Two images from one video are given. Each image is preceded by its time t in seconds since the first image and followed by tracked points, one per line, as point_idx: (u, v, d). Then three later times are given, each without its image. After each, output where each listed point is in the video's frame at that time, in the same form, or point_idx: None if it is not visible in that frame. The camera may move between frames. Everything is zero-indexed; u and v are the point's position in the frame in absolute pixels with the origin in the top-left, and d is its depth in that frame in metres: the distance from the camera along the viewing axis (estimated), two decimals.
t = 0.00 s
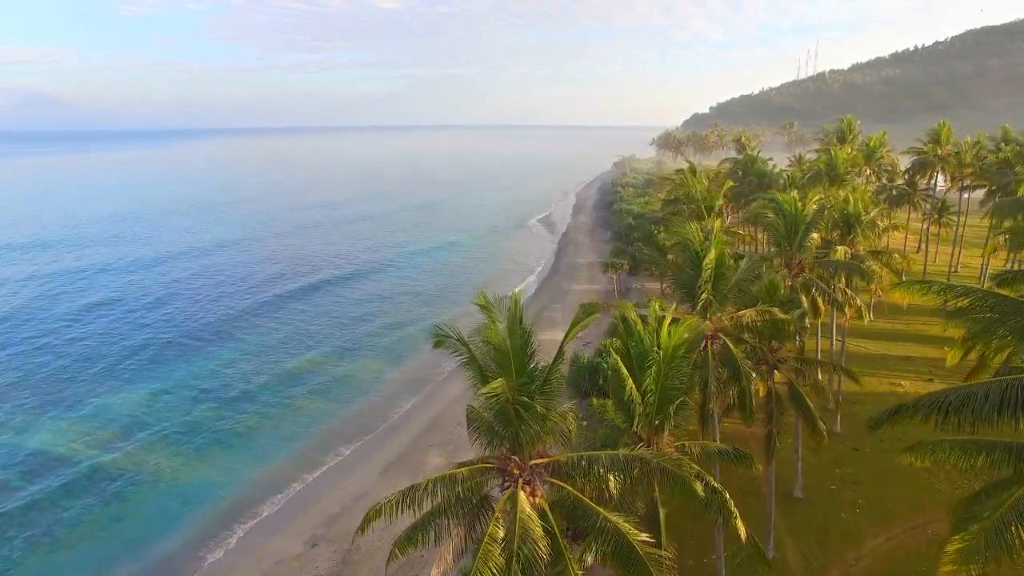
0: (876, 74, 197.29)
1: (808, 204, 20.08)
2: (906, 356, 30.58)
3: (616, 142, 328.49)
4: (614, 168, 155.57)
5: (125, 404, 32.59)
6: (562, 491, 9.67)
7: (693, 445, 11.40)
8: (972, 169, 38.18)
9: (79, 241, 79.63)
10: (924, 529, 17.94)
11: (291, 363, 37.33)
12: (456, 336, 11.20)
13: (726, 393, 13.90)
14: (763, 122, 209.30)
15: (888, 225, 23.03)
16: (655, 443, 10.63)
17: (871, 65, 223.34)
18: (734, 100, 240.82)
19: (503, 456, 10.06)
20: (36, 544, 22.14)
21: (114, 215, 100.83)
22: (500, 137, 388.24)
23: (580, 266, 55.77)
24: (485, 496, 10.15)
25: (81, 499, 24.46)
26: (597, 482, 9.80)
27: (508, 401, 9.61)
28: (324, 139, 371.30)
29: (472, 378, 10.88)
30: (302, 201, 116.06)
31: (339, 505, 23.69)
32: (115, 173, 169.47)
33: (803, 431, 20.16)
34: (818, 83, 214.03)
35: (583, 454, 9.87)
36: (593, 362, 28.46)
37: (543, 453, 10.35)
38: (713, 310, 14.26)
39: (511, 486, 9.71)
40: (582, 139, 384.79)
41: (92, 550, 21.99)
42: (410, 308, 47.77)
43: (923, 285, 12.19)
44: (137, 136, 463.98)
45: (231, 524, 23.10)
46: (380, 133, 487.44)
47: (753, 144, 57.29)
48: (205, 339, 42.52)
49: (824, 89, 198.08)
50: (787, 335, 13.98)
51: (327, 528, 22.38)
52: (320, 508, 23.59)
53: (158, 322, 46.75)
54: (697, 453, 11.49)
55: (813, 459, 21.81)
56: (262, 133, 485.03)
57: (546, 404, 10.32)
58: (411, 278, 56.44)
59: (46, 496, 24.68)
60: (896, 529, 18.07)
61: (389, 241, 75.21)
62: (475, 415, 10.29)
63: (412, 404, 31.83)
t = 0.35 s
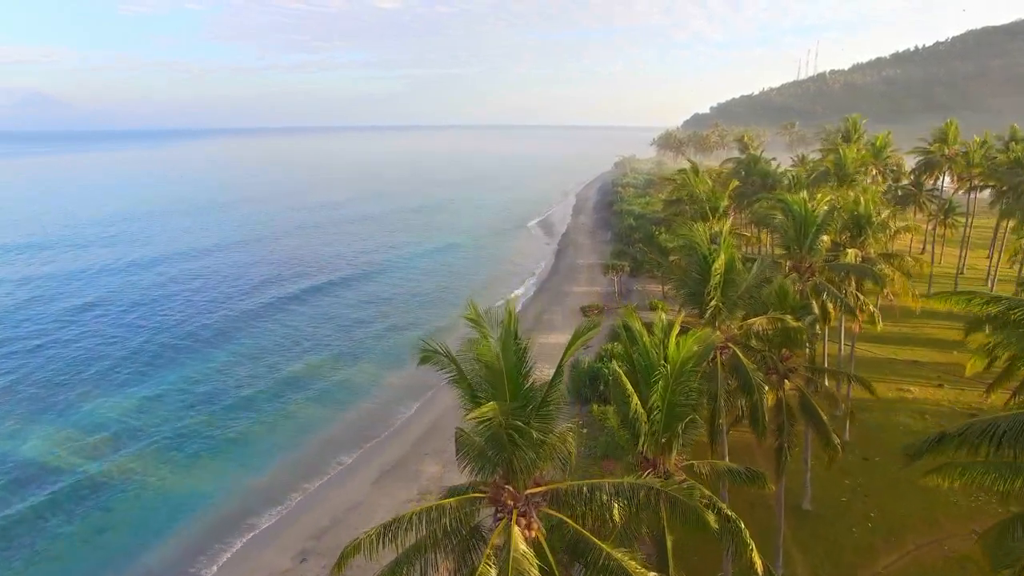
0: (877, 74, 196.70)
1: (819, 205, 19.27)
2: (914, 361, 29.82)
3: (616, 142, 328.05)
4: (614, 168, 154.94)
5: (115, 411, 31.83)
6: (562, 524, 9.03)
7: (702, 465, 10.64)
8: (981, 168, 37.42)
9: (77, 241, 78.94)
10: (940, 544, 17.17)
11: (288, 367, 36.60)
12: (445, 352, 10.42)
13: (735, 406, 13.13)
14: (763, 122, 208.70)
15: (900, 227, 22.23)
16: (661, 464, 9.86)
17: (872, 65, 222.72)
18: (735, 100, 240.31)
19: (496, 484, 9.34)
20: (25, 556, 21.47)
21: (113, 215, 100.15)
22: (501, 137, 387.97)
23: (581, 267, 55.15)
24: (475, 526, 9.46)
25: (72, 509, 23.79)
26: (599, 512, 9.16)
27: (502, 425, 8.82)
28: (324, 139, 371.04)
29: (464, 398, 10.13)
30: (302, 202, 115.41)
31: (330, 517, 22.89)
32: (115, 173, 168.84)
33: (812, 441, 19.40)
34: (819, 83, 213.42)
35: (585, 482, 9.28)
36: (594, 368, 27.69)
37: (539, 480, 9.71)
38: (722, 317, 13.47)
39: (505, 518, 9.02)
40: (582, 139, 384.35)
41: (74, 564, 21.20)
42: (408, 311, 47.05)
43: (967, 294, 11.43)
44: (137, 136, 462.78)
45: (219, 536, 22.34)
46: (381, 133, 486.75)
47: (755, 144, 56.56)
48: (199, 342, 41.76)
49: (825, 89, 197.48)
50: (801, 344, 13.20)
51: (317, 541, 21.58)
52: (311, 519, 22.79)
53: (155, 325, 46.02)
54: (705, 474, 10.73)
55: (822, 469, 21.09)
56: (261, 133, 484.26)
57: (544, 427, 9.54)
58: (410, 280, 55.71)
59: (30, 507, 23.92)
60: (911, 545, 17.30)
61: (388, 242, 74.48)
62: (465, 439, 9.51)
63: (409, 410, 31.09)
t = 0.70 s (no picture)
0: (878, 74, 196.08)
1: (831, 206, 18.47)
2: (923, 366, 29.01)
3: (616, 143, 327.98)
4: (614, 168, 154.32)
5: (102, 418, 31.04)
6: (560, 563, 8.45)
7: (713, 488, 9.89)
8: (989, 168, 36.59)
9: (74, 242, 78.26)
10: (958, 562, 16.38)
11: (284, 372, 35.81)
12: (429, 372, 9.72)
13: (746, 421, 12.35)
14: (764, 122, 208.06)
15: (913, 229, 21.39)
16: (669, 488, 9.11)
17: (874, 65, 221.73)
18: (736, 100, 239.45)
19: (489, 521, 8.75)
20: (4, 569, 20.70)
21: (112, 215, 99.39)
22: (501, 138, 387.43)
23: (582, 268, 54.41)
24: (462, 564, 8.90)
25: (60, 519, 23.06)
26: (602, 549, 8.52)
27: (493, 458, 8.22)
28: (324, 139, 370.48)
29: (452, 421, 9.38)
30: (301, 202, 114.71)
31: (321, 529, 22.07)
32: (114, 173, 168.19)
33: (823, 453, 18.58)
34: (820, 83, 212.61)
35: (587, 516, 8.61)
36: (594, 374, 26.92)
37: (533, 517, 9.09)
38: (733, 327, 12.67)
39: (497, 559, 8.41)
40: (583, 140, 383.94)
41: None
42: (405, 313, 46.27)
43: (993, 308, 13.88)
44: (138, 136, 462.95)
45: (206, 548, 21.55)
46: (381, 133, 486.08)
47: (758, 143, 55.74)
48: (193, 346, 41.00)
49: (826, 89, 196.78)
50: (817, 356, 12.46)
51: (308, 556, 20.75)
52: (301, 532, 21.96)
53: (150, 327, 45.27)
54: (717, 498, 9.97)
55: (832, 481, 20.30)
56: (262, 133, 484.07)
57: (541, 455, 8.88)
58: (409, 281, 54.92)
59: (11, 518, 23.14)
60: (927, 563, 16.50)
61: (387, 243, 73.71)
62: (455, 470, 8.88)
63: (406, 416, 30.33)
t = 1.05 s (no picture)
0: (879, 74, 195.32)
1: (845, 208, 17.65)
2: (933, 371, 28.24)
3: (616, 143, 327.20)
4: (614, 169, 153.43)
5: (89, 425, 30.23)
6: None
7: (728, 517, 9.16)
8: (999, 168, 35.81)
9: (70, 243, 77.51)
10: None
11: (278, 376, 35.04)
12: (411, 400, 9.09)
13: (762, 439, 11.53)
14: (765, 122, 207.12)
15: (929, 231, 20.55)
16: (681, 518, 8.35)
17: (876, 64, 220.65)
18: (738, 100, 238.33)
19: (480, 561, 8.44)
20: None
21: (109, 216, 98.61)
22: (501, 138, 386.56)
23: (582, 270, 53.62)
24: None
25: (44, 528, 22.35)
26: None
27: (483, 505, 7.68)
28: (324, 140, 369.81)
29: (438, 454, 8.81)
30: (300, 203, 113.92)
31: (311, 544, 21.23)
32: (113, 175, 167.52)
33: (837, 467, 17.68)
34: (822, 83, 211.66)
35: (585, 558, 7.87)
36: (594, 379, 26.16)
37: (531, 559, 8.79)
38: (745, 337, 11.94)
39: None
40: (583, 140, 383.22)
41: None
42: (402, 315, 45.47)
43: None
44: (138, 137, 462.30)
45: (191, 561, 20.73)
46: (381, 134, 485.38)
47: (761, 143, 54.97)
48: (184, 350, 40.18)
49: (827, 90, 196.01)
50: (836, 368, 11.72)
51: (296, 572, 19.92)
52: (290, 547, 21.13)
53: (144, 331, 44.51)
54: (732, 527, 9.23)
55: (842, 493, 19.46)
56: (262, 133, 483.38)
57: (532, 492, 8.40)
58: (408, 283, 54.11)
59: None
60: None
61: (386, 244, 72.92)
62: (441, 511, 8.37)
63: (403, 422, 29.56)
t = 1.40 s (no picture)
0: (880, 74, 194.42)
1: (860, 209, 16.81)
2: (943, 376, 27.43)
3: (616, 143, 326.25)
4: (614, 169, 152.55)
5: (75, 431, 29.48)
6: None
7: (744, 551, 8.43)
8: (1009, 167, 34.97)
9: (66, 244, 76.75)
10: None
11: (272, 382, 34.22)
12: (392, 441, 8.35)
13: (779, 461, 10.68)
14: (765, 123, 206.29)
15: (946, 233, 19.64)
16: (695, 557, 7.57)
17: (877, 64, 219.91)
18: (738, 100, 237.62)
19: None
20: None
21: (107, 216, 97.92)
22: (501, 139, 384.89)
23: (583, 271, 52.79)
24: None
25: (23, 541, 21.59)
26: None
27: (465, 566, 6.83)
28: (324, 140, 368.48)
29: (419, 501, 8.04)
30: (298, 203, 113.09)
31: (300, 560, 20.42)
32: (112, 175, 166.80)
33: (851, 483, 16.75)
34: (823, 83, 210.94)
35: None
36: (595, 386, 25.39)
37: None
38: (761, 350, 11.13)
39: None
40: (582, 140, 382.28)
41: None
42: (399, 317, 44.69)
43: None
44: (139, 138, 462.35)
45: None
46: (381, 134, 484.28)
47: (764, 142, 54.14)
48: (176, 353, 39.40)
49: (828, 90, 195.22)
50: (856, 379, 11.01)
51: None
52: (278, 562, 20.33)
53: (136, 334, 43.71)
54: (750, 563, 8.49)
55: (855, 507, 18.61)
56: (264, 133, 483.99)
57: (523, 544, 7.59)
58: (405, 285, 53.27)
59: None
60: None
61: (384, 245, 72.12)
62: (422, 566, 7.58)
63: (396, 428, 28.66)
